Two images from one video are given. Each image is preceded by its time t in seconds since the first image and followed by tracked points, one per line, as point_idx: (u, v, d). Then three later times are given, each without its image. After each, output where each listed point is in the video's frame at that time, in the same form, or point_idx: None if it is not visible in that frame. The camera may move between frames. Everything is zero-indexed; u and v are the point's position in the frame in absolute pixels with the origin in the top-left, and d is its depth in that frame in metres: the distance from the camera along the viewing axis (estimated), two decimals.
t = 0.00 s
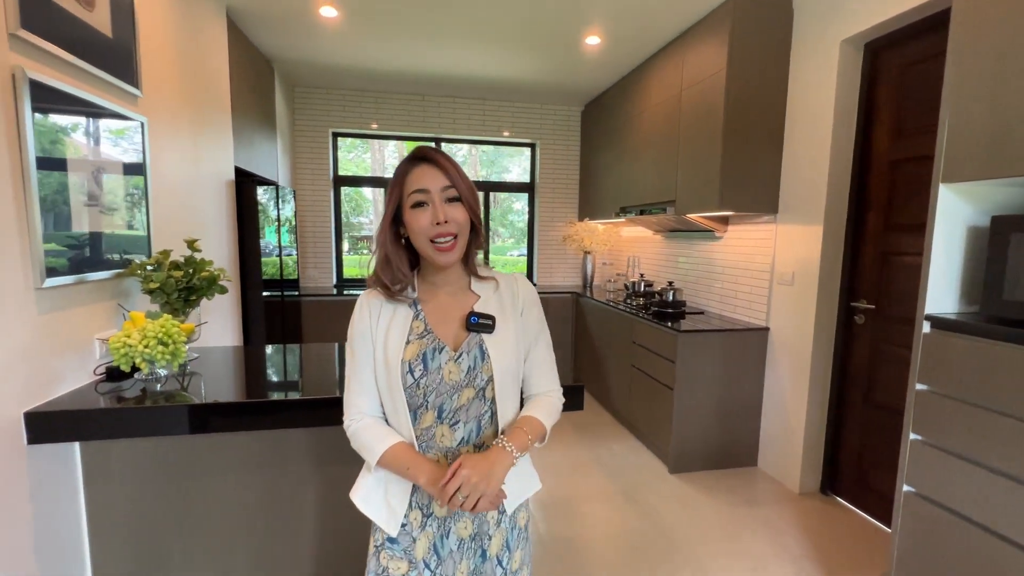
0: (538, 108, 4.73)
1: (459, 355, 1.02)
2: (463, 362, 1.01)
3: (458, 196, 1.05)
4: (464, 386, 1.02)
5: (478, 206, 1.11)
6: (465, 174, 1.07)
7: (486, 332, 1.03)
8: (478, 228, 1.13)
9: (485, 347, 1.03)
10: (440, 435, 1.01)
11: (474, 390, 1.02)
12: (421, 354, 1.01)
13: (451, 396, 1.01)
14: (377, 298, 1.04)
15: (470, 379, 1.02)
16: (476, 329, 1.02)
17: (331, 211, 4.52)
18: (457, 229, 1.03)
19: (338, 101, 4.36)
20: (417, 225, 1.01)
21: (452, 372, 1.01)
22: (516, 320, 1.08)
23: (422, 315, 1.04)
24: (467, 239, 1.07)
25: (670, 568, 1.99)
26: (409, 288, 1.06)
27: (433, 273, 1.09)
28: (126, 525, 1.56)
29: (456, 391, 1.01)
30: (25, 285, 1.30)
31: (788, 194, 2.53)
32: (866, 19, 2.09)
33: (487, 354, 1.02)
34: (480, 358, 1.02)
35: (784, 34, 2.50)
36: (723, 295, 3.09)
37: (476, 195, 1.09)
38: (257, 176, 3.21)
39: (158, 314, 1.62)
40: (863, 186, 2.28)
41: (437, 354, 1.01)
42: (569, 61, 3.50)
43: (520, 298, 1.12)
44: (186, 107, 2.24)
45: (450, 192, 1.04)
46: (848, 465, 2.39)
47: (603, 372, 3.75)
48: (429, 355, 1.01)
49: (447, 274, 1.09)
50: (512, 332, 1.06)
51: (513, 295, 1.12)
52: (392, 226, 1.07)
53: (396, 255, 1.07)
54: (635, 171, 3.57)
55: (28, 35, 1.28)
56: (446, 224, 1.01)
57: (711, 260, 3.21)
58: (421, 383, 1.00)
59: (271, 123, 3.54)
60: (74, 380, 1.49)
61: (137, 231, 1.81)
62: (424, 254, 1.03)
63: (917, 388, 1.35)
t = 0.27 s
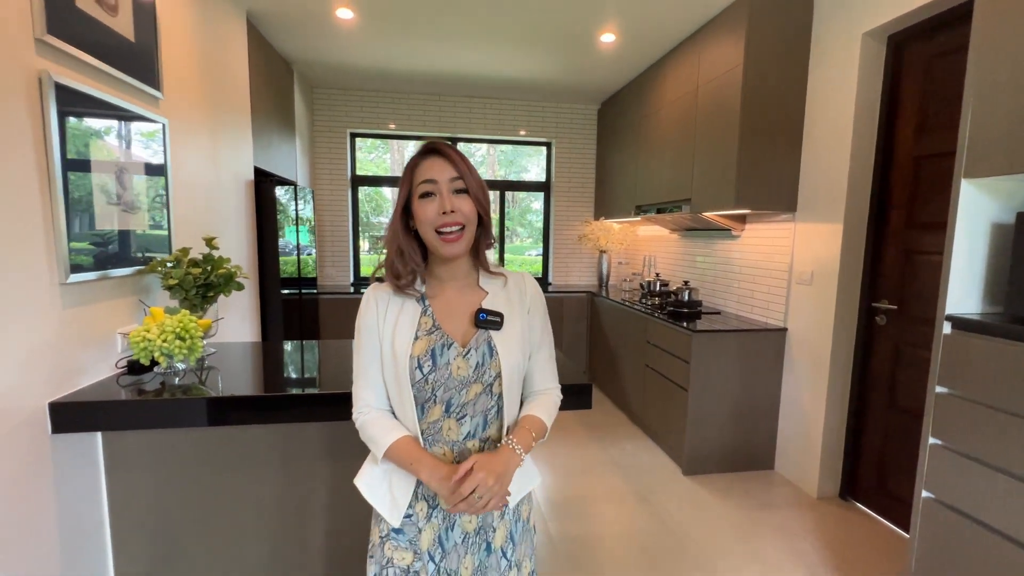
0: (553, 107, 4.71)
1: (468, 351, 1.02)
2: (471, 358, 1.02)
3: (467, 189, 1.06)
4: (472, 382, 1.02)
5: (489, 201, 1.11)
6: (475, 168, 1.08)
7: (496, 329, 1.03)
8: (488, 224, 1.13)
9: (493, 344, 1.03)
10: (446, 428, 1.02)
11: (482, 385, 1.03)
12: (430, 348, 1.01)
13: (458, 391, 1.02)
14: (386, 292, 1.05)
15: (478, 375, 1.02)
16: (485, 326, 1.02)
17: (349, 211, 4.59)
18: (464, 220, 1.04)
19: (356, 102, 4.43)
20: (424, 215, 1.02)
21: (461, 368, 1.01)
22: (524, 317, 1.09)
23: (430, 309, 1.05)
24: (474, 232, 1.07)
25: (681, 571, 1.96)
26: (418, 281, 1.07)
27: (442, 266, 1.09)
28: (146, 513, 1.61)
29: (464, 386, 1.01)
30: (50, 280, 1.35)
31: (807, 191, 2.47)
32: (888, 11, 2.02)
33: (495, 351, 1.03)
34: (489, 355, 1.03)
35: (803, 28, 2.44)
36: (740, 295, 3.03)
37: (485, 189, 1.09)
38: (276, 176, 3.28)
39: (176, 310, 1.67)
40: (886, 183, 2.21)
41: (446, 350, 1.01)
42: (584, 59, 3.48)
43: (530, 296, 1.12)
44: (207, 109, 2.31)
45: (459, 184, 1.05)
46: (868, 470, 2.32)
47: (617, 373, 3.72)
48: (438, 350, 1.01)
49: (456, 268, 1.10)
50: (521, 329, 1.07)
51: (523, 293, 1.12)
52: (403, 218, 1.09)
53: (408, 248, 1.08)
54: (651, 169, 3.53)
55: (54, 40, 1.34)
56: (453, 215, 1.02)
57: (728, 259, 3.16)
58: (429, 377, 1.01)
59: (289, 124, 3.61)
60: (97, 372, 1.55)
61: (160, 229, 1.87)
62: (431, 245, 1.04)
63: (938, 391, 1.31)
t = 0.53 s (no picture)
0: (569, 106, 4.70)
1: (478, 356, 1.02)
2: (480, 362, 1.02)
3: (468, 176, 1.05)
4: (479, 385, 1.03)
5: (499, 188, 1.07)
6: (484, 160, 1.07)
7: (508, 338, 1.02)
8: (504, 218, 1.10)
9: (503, 352, 1.03)
10: (451, 424, 1.04)
11: (488, 390, 1.03)
12: (440, 347, 1.03)
13: (465, 392, 1.03)
14: (405, 283, 1.09)
15: (486, 379, 1.03)
16: (496, 333, 1.01)
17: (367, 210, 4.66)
18: (461, 208, 1.03)
19: (374, 103, 4.49)
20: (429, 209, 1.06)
21: (468, 370, 1.02)
22: (539, 325, 1.09)
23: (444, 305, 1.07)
24: (477, 222, 1.05)
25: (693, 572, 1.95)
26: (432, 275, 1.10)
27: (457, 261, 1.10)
28: (168, 501, 1.67)
29: (470, 389, 1.02)
30: (80, 276, 1.42)
31: (827, 189, 2.42)
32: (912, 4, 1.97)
33: (504, 359, 1.03)
34: (499, 361, 1.03)
35: (824, 23, 2.39)
36: (757, 295, 2.99)
37: (495, 180, 1.06)
38: (295, 176, 3.35)
39: (198, 306, 1.72)
40: (909, 180, 2.16)
41: (455, 352, 1.02)
42: (599, 58, 3.47)
43: (549, 303, 1.11)
44: (229, 111, 2.37)
45: (462, 175, 1.05)
46: (889, 474, 2.27)
47: (632, 372, 3.70)
48: (446, 351, 1.02)
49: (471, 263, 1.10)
50: (535, 337, 1.06)
51: (542, 299, 1.11)
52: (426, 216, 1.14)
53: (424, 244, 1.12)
54: (667, 167, 3.50)
55: (84, 46, 1.40)
56: (449, 202, 1.03)
57: (746, 258, 3.11)
58: (437, 376, 1.03)
59: (309, 125, 3.68)
60: (124, 364, 1.61)
61: (184, 228, 1.93)
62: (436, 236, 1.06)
63: (957, 393, 1.28)
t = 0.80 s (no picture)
0: (584, 106, 4.70)
1: (470, 359, 1.02)
2: (470, 365, 1.02)
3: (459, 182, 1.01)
4: (470, 386, 1.03)
5: (488, 190, 0.98)
6: (487, 163, 0.99)
7: (498, 348, 0.98)
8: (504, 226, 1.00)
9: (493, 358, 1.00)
10: (448, 416, 1.07)
11: (478, 392, 1.02)
12: (441, 344, 1.06)
13: (457, 391, 1.04)
14: (428, 276, 1.16)
15: (476, 383, 1.02)
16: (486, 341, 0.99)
17: (383, 210, 4.73)
18: (451, 213, 1.01)
19: (391, 105, 4.55)
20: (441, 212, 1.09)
21: (460, 371, 1.03)
22: (535, 338, 1.00)
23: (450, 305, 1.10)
24: (468, 230, 1.01)
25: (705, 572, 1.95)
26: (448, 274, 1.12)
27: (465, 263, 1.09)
28: (193, 491, 1.73)
29: (461, 388, 1.03)
30: (111, 275, 1.48)
31: (845, 188, 2.39)
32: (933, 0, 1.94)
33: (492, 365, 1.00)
34: (489, 368, 1.01)
35: (842, 20, 2.36)
36: (773, 296, 2.96)
37: (485, 181, 0.98)
38: (314, 177, 3.42)
39: (222, 304, 1.78)
40: (930, 180, 2.12)
41: (452, 351, 1.04)
42: (615, 58, 3.47)
43: (551, 318, 0.99)
44: (251, 115, 2.45)
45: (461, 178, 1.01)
46: (908, 478, 2.23)
47: (646, 373, 3.68)
48: (444, 348, 1.05)
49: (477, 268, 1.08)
50: (526, 350, 0.99)
51: (544, 312, 1.00)
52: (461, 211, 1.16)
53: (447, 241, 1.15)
54: (682, 167, 3.48)
55: (117, 54, 1.47)
56: (443, 210, 1.03)
57: (762, 258, 3.08)
58: (437, 371, 1.06)
59: (327, 127, 3.76)
60: (151, 360, 1.68)
61: (208, 229, 2.00)
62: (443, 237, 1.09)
63: (974, 396, 1.27)
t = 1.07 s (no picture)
0: (597, 105, 4.72)
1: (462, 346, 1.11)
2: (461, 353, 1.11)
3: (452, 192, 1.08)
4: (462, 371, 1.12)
5: (467, 200, 1.02)
6: (468, 171, 1.04)
7: (477, 341, 1.04)
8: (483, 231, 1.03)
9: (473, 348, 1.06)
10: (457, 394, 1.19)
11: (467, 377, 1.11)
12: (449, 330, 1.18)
13: (456, 373, 1.15)
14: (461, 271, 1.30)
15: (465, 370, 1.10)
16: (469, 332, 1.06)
17: (398, 210, 4.80)
18: (448, 220, 1.11)
19: (405, 106, 4.62)
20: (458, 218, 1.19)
21: (456, 356, 1.13)
22: (505, 336, 1.00)
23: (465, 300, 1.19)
24: (459, 236, 1.08)
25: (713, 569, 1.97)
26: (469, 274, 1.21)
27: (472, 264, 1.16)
28: (215, 480, 1.81)
29: (457, 371, 1.13)
30: (139, 272, 1.56)
31: (859, 188, 2.38)
32: None
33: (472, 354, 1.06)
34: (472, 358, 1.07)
35: (856, 18, 2.34)
36: (786, 295, 2.95)
37: (466, 190, 1.03)
38: (331, 177, 3.50)
39: (242, 300, 1.85)
40: (944, 179, 2.11)
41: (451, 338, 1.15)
42: (627, 58, 3.48)
43: (514, 318, 0.97)
44: (270, 118, 2.52)
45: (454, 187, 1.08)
46: (921, 479, 2.22)
47: (657, 372, 3.69)
48: (449, 334, 1.16)
49: (481, 270, 1.13)
50: (496, 346, 1.01)
51: (513, 312, 0.98)
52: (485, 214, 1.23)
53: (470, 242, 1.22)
54: (695, 166, 3.48)
55: (143, 61, 1.54)
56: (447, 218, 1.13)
57: (774, 257, 3.07)
58: (446, 354, 1.19)
59: (344, 129, 3.84)
60: (176, 354, 1.75)
61: (229, 228, 2.07)
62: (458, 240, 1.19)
63: (982, 395, 1.27)
